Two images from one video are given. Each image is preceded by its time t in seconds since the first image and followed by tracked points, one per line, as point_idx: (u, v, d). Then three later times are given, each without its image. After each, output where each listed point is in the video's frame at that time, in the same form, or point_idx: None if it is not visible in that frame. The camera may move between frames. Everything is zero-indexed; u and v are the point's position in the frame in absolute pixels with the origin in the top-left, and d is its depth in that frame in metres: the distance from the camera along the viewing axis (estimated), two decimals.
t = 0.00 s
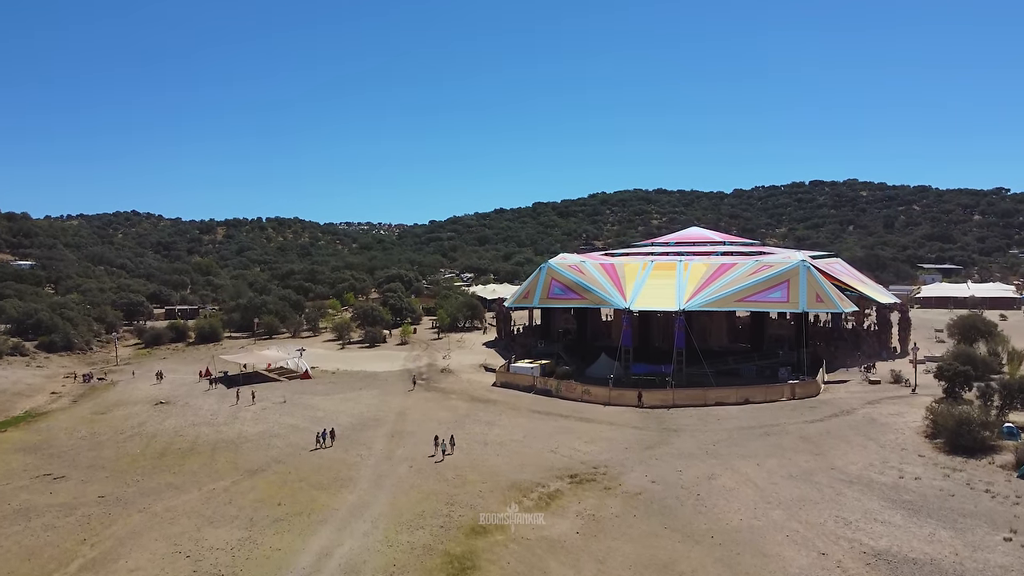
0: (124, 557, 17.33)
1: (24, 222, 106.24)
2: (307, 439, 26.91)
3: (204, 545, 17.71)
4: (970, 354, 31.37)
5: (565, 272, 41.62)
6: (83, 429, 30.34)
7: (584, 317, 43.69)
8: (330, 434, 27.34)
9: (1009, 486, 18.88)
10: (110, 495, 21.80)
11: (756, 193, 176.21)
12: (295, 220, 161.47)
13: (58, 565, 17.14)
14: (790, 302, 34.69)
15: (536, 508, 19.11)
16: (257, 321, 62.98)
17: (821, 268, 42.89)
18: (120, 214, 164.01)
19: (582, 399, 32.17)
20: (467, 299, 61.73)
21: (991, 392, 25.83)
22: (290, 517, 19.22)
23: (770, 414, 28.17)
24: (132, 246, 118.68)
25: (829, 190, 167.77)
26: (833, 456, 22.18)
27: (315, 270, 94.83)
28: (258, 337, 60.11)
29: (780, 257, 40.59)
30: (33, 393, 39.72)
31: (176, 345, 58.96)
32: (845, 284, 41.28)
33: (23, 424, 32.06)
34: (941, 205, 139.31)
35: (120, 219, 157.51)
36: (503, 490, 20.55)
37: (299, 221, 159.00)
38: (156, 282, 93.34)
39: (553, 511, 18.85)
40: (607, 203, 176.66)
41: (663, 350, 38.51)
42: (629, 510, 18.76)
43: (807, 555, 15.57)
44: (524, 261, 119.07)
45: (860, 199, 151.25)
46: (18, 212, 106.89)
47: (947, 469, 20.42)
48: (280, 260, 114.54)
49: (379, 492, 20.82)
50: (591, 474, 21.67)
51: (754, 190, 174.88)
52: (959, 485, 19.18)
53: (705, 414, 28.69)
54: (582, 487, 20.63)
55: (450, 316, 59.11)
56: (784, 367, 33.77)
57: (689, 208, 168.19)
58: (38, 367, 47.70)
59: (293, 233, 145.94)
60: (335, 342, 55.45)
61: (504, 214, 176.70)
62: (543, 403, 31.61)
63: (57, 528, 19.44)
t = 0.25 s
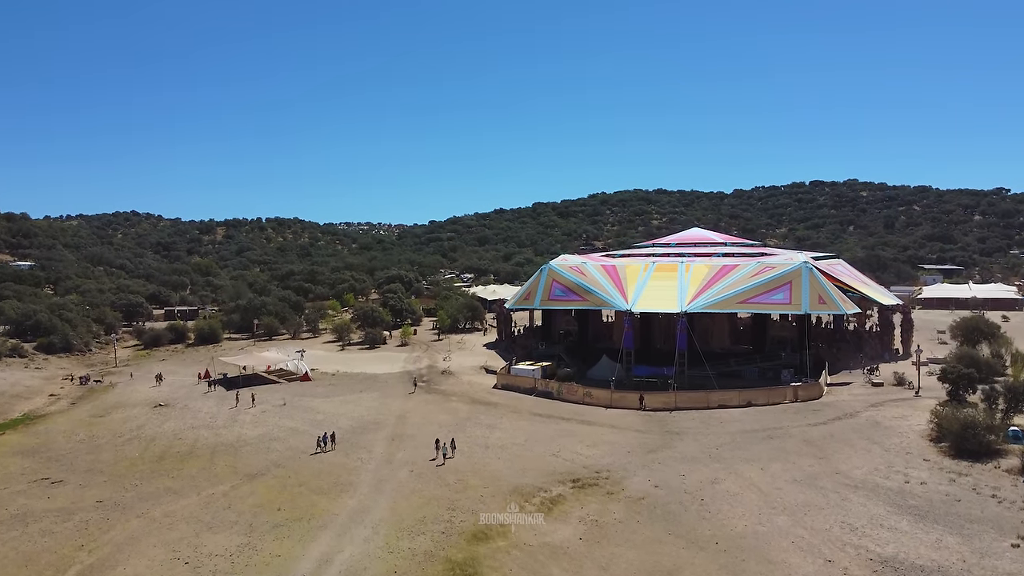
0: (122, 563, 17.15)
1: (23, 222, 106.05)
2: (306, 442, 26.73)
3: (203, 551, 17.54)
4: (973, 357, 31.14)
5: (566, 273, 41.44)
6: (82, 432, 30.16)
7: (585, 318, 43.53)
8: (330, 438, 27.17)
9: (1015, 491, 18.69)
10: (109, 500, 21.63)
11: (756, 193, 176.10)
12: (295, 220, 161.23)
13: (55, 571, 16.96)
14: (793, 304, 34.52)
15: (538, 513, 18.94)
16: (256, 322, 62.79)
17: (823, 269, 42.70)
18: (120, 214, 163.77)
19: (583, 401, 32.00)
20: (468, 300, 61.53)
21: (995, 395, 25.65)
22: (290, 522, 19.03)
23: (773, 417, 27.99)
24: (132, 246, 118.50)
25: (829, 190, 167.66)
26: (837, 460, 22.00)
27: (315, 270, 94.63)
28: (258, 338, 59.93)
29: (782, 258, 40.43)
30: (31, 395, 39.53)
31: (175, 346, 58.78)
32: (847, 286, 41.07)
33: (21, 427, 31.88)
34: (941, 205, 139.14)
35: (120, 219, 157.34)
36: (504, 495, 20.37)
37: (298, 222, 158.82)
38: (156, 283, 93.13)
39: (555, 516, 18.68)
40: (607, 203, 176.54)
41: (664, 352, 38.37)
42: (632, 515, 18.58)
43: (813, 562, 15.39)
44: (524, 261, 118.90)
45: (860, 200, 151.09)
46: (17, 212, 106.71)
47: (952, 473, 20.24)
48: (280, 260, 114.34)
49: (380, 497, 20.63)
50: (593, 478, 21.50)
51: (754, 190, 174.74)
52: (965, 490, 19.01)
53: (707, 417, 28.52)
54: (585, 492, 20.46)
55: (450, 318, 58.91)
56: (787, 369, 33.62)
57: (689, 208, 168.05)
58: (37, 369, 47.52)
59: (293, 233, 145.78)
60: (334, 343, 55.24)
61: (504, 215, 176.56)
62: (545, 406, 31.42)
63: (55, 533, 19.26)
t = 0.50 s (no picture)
0: (120, 570, 16.97)
1: (23, 222, 105.90)
2: (307, 446, 26.54)
3: (203, 557, 17.36)
4: (978, 359, 30.92)
5: (567, 274, 41.27)
6: (80, 435, 30.00)
7: (587, 320, 43.35)
8: (331, 441, 26.99)
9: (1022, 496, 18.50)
10: (107, 505, 21.46)
11: (756, 194, 175.96)
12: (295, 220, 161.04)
13: None
14: (795, 306, 34.35)
15: (540, 519, 18.75)
16: (256, 323, 62.63)
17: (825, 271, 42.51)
18: (120, 214, 163.63)
19: (585, 404, 31.82)
20: (468, 301, 61.31)
21: (1001, 398, 25.43)
22: (290, 528, 18.85)
23: (776, 419, 27.81)
24: (131, 246, 118.32)
25: (830, 190, 167.51)
26: (842, 465, 21.82)
27: (315, 270, 94.42)
28: (258, 340, 59.69)
29: (784, 259, 40.26)
30: (30, 397, 39.34)
31: (175, 347, 58.60)
32: (850, 287, 40.88)
33: (19, 429, 31.69)
34: (942, 205, 138.96)
35: (120, 219, 157.23)
36: (506, 500, 20.19)
37: (298, 222, 158.70)
38: (156, 284, 92.95)
39: (558, 522, 18.49)
40: (607, 203, 176.40)
41: (666, 354, 38.21)
42: (636, 521, 18.41)
43: (819, 570, 15.21)
44: (524, 262, 118.73)
45: (861, 200, 150.89)
46: (16, 213, 106.55)
47: (958, 478, 20.04)
48: (279, 261, 114.13)
49: (380, 502, 20.45)
50: (596, 483, 21.33)
51: (754, 190, 174.59)
52: (972, 495, 18.81)
53: (710, 420, 28.34)
54: (587, 497, 20.28)
55: (450, 319, 58.72)
56: (790, 372, 33.44)
57: (690, 208, 167.87)
58: (36, 371, 47.34)
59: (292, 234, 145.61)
60: (334, 345, 55.03)
61: (504, 215, 176.43)
62: (546, 409, 31.24)
63: (52, 539, 19.08)
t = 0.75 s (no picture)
0: None
1: (23, 223, 105.72)
2: (307, 450, 26.36)
3: (202, 564, 17.17)
4: (982, 362, 30.69)
5: (568, 276, 41.11)
6: (79, 438, 29.82)
7: (588, 322, 43.17)
8: (331, 445, 26.81)
9: None
10: (106, 510, 21.28)
11: (757, 194, 175.78)
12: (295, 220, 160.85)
13: None
14: (798, 308, 34.18)
15: (543, 524, 18.57)
16: (256, 324, 62.41)
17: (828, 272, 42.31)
18: (120, 214, 163.43)
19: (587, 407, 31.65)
20: (469, 302, 61.10)
21: (1007, 401, 25.18)
22: (290, 534, 18.67)
23: (779, 423, 27.63)
24: (131, 246, 118.16)
25: (831, 190, 167.34)
26: (846, 469, 21.63)
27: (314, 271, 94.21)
28: (258, 341, 59.47)
29: (787, 261, 40.09)
30: (29, 400, 39.15)
31: (174, 349, 58.39)
32: (852, 288, 40.68)
33: (17, 432, 31.50)
34: (942, 205, 138.76)
35: (119, 219, 157.07)
36: (508, 505, 20.01)
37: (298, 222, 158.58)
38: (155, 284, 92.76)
39: (561, 528, 18.30)
40: (607, 203, 176.21)
41: (668, 356, 38.05)
42: (639, 527, 18.24)
43: None
44: (524, 262, 118.53)
45: (862, 200, 150.67)
46: (16, 213, 106.38)
47: (965, 483, 19.82)
48: (279, 261, 113.93)
49: (381, 507, 20.26)
50: (599, 488, 21.15)
51: (755, 190, 174.43)
52: (979, 501, 18.61)
53: (713, 423, 28.15)
54: (590, 502, 20.10)
55: (451, 320, 58.51)
56: (793, 374, 33.27)
57: (690, 208, 167.67)
58: (34, 373, 47.13)
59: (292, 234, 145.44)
60: (335, 346, 54.82)
61: (504, 215, 176.26)
62: (548, 411, 31.06)
63: (50, 545, 18.89)
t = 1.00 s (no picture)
0: None
1: (22, 223, 105.56)
2: (307, 453, 26.20)
3: (200, 570, 16.97)
4: (985, 364, 30.44)
5: (570, 277, 40.92)
6: (78, 442, 29.64)
7: (589, 323, 42.99)
8: (332, 448, 26.60)
9: None
10: (104, 515, 21.09)
11: (757, 194, 175.63)
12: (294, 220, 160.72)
13: None
14: (801, 309, 33.99)
15: (546, 530, 18.39)
16: (256, 326, 62.21)
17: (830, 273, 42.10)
18: (119, 214, 163.17)
19: (588, 409, 31.45)
20: (469, 303, 60.91)
21: (1012, 403, 24.94)
22: (291, 540, 18.47)
23: (783, 425, 27.44)
24: (131, 246, 117.96)
25: (831, 190, 167.23)
26: (851, 473, 21.44)
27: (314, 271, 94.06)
28: (258, 342, 59.27)
29: (789, 262, 39.93)
30: (27, 402, 38.95)
31: (174, 350, 58.20)
32: (854, 290, 40.45)
33: (15, 435, 31.31)
34: (943, 206, 138.61)
35: (119, 220, 156.95)
36: (511, 510, 19.83)
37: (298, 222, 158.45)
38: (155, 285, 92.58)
39: (564, 533, 18.12)
40: (608, 203, 176.02)
41: (670, 358, 37.88)
42: (643, 532, 18.07)
43: None
44: (524, 262, 118.38)
45: (862, 200, 150.49)
46: (16, 213, 106.20)
47: (971, 488, 19.61)
48: (279, 261, 113.70)
49: (382, 512, 20.08)
50: (602, 492, 20.97)
51: (755, 190, 174.28)
52: (987, 506, 18.41)
53: (716, 426, 27.97)
54: (593, 506, 19.93)
55: (451, 321, 58.34)
56: (796, 377, 33.09)
57: (691, 209, 167.46)
58: (33, 374, 46.91)
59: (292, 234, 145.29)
60: (334, 348, 54.58)
61: (505, 215, 176.11)
62: (550, 414, 30.87)
63: (47, 551, 18.70)
